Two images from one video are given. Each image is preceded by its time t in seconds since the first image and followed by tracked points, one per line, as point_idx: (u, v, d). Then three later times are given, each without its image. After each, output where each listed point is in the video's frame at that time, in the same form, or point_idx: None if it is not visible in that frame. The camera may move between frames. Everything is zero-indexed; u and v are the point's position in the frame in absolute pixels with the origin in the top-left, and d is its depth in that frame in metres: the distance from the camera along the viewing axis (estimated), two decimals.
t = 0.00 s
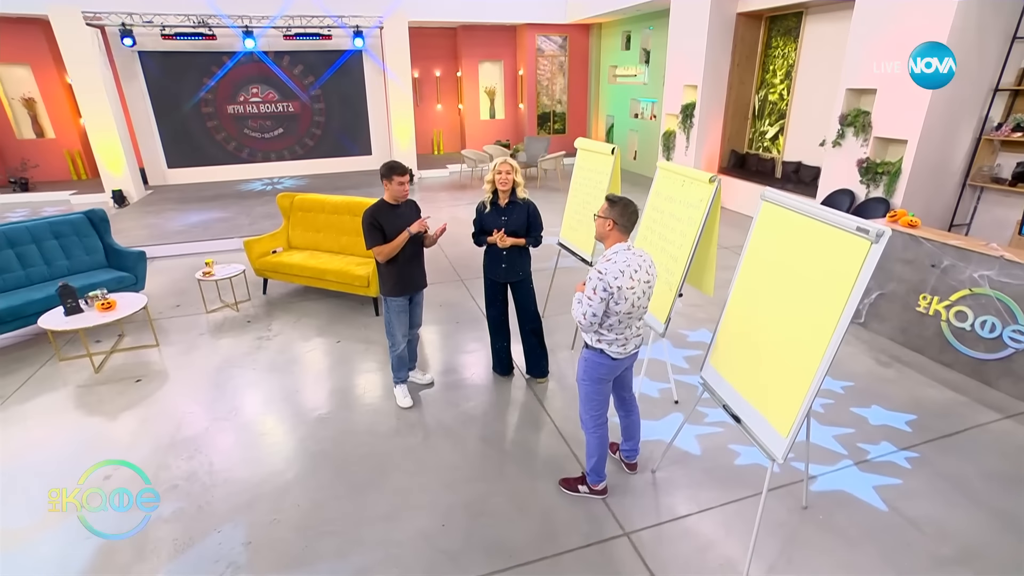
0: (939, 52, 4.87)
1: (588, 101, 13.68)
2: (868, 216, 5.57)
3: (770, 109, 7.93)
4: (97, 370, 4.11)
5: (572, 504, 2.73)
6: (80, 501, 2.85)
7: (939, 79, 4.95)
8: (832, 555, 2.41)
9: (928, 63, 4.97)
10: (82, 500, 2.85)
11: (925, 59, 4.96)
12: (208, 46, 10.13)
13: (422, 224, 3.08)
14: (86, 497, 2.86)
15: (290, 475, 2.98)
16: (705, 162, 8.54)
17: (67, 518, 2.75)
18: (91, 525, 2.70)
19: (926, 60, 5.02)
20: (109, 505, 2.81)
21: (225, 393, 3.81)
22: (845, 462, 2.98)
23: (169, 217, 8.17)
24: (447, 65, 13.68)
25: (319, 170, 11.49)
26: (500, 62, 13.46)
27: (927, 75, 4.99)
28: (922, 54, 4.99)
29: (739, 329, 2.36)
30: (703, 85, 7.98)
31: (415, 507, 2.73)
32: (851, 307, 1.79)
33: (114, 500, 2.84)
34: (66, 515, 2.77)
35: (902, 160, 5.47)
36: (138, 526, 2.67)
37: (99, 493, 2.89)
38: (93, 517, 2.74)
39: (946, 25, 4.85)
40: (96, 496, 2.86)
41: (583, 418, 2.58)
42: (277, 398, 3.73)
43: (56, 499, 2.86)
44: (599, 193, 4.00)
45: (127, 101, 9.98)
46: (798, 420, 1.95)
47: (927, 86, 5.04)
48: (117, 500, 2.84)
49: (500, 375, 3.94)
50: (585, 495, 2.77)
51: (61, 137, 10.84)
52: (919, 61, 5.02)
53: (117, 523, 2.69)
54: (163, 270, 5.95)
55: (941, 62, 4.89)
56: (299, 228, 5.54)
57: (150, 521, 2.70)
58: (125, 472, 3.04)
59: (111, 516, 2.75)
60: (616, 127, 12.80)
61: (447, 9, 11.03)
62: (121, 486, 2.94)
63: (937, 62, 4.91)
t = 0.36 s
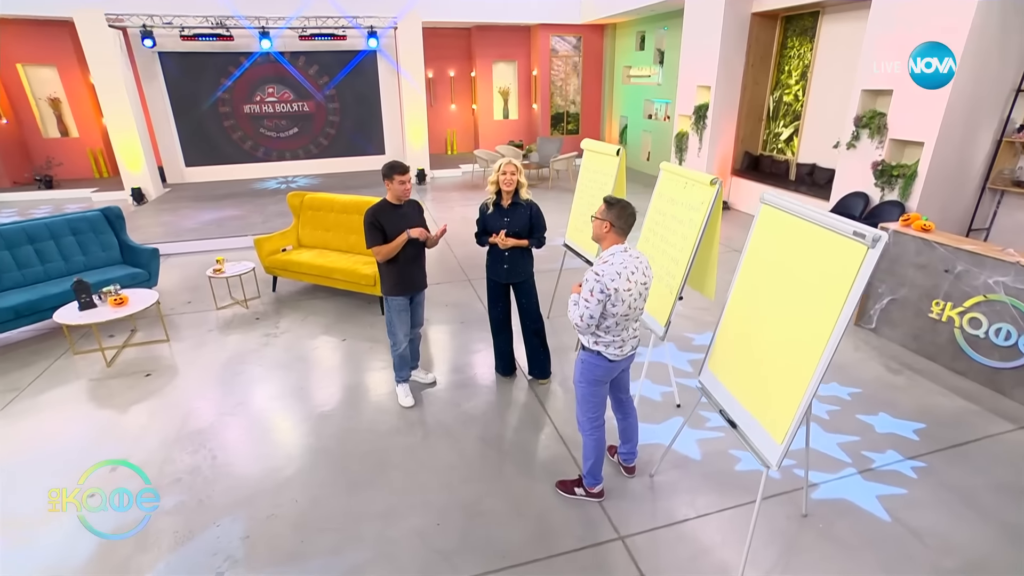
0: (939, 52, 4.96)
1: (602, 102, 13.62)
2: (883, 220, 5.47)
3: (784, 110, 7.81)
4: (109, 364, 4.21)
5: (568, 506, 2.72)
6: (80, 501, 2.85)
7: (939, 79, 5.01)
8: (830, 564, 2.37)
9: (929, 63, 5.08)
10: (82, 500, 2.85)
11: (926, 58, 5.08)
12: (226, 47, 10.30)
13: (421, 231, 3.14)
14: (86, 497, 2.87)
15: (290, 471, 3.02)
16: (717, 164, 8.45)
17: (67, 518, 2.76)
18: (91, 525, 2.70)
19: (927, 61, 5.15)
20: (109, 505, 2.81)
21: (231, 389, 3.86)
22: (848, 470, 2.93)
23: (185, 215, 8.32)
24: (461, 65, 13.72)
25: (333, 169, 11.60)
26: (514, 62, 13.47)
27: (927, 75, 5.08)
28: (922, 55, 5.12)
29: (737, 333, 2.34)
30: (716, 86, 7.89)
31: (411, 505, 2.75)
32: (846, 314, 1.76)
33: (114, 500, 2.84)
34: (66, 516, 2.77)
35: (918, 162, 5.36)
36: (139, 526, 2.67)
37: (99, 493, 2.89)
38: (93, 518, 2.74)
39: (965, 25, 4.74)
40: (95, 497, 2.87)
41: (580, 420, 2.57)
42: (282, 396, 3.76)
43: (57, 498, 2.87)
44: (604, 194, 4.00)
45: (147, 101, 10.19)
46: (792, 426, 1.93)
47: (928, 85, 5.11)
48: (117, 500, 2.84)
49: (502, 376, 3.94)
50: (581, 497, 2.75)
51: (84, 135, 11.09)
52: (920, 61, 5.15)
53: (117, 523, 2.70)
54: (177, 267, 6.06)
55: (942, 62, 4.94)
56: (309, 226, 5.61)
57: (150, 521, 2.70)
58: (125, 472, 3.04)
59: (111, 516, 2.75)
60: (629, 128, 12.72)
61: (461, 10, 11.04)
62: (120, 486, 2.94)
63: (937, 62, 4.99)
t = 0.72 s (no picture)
0: (939, 52, 5.03)
1: (616, 102, 13.55)
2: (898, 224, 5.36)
3: (799, 111, 7.69)
4: (121, 358, 4.30)
5: (564, 508, 2.72)
6: (80, 501, 2.86)
7: (939, 79, 5.07)
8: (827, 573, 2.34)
9: (929, 63, 5.14)
10: (82, 500, 2.85)
11: (925, 58, 5.14)
12: (244, 47, 10.45)
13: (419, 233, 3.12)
14: (86, 497, 2.87)
15: (291, 467, 3.06)
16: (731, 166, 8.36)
17: (67, 518, 2.76)
18: (91, 524, 2.71)
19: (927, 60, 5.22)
20: (109, 506, 2.81)
21: (237, 384, 3.93)
22: (852, 477, 2.88)
23: (201, 212, 8.47)
24: (475, 65, 13.75)
25: (347, 168, 11.71)
26: (528, 63, 13.47)
27: (927, 74, 5.14)
28: (922, 55, 5.18)
29: (736, 337, 2.32)
30: (729, 86, 7.80)
31: (408, 503, 2.77)
32: (842, 319, 1.73)
33: (115, 500, 2.85)
34: (66, 515, 2.78)
35: (934, 165, 5.24)
36: (138, 526, 2.68)
37: (99, 493, 2.89)
38: (93, 518, 2.75)
39: (984, 25, 4.63)
40: (95, 496, 2.87)
41: (578, 422, 2.56)
42: (287, 393, 3.80)
43: (56, 498, 2.87)
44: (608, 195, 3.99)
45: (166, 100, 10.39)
46: (786, 432, 1.90)
47: (928, 85, 5.18)
48: (117, 500, 2.85)
49: (505, 376, 3.94)
50: (578, 499, 2.75)
51: (106, 134, 11.35)
52: (920, 61, 5.21)
53: (116, 524, 2.70)
54: (190, 264, 6.18)
55: (942, 62, 5.02)
56: (318, 225, 5.67)
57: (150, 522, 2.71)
58: (125, 472, 3.05)
59: (111, 516, 2.76)
60: (643, 129, 12.64)
61: (475, 10, 11.06)
62: (120, 486, 2.95)
63: (937, 62, 5.06)
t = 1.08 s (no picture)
0: (939, 52, 5.08)
1: (630, 102, 13.49)
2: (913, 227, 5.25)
3: (815, 112, 7.58)
4: (133, 353, 4.39)
5: (561, 508, 2.72)
6: (80, 501, 2.86)
7: (939, 79, 5.13)
8: None
9: (929, 63, 5.20)
10: (82, 500, 2.86)
11: (925, 58, 5.20)
12: (261, 47, 10.59)
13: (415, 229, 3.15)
14: (86, 498, 2.87)
15: (294, 462, 3.10)
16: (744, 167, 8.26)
17: (66, 518, 2.76)
18: (91, 524, 2.71)
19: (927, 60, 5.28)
20: (109, 506, 2.82)
21: (244, 379, 3.99)
22: (856, 484, 2.83)
23: (216, 210, 8.61)
24: (489, 65, 13.77)
25: (361, 167, 11.82)
26: (543, 63, 13.47)
27: (926, 74, 5.20)
28: (922, 55, 5.24)
29: (735, 340, 2.30)
30: (743, 87, 7.71)
31: (406, 501, 2.79)
32: (838, 324, 1.71)
33: (115, 500, 2.85)
34: (66, 515, 2.78)
35: (952, 167, 5.12)
36: (138, 526, 2.68)
37: (99, 494, 2.90)
38: (93, 518, 2.75)
39: (1006, 24, 4.51)
40: (95, 496, 2.87)
41: (577, 424, 2.56)
42: (292, 390, 3.84)
43: (57, 498, 2.87)
44: (614, 196, 3.98)
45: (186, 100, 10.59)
46: (782, 437, 1.88)
47: (928, 85, 5.24)
48: (117, 500, 2.85)
49: (509, 376, 3.95)
50: (577, 500, 2.74)
51: (128, 133, 11.60)
52: (920, 61, 5.26)
53: (117, 523, 2.71)
54: (204, 261, 6.29)
55: (942, 62, 5.07)
56: (329, 223, 5.73)
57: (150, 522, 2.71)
58: (125, 472, 3.05)
59: (111, 516, 2.76)
60: (657, 130, 12.56)
61: (489, 11, 11.07)
62: (120, 486, 2.95)
63: (937, 62, 5.11)
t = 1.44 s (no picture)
0: (939, 53, 5.15)
1: (644, 103, 13.41)
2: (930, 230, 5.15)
3: (830, 113, 7.47)
4: (147, 347, 4.49)
5: (560, 508, 2.72)
6: (80, 501, 2.86)
7: (939, 79, 5.20)
8: None
9: (929, 63, 5.26)
10: (82, 500, 2.85)
11: (926, 58, 5.27)
12: (277, 48, 10.73)
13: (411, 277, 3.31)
14: (86, 498, 2.87)
15: (298, 456, 3.15)
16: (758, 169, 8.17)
17: (66, 518, 2.76)
18: (91, 525, 2.71)
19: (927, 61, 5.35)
20: (110, 506, 2.81)
21: (253, 374, 4.05)
22: (861, 491, 2.79)
23: (232, 208, 8.74)
24: (503, 66, 13.78)
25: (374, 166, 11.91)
26: (557, 63, 13.45)
27: (927, 74, 5.26)
28: (923, 55, 5.32)
29: (735, 343, 2.29)
30: (758, 88, 7.63)
31: (406, 498, 2.81)
32: (836, 327, 1.70)
33: (114, 500, 2.84)
34: (66, 515, 2.78)
35: (970, 169, 5.02)
36: (138, 527, 2.67)
37: (99, 493, 2.89)
38: (93, 518, 2.75)
39: None
40: (95, 496, 2.87)
41: (578, 425, 2.55)
42: (301, 385, 3.90)
43: (57, 498, 2.87)
44: (622, 198, 3.98)
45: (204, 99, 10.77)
46: (779, 441, 1.87)
47: (928, 85, 5.31)
48: (117, 500, 2.84)
49: (513, 376, 3.96)
50: (576, 501, 2.74)
51: (148, 132, 11.83)
52: (921, 61, 5.33)
53: (117, 523, 2.70)
54: (218, 259, 6.40)
55: (941, 63, 5.14)
56: (339, 222, 5.79)
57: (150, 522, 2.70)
58: (125, 473, 3.04)
59: (111, 516, 2.76)
60: (671, 131, 12.47)
61: (503, 11, 11.08)
62: (120, 486, 2.94)
63: (937, 62, 5.17)
